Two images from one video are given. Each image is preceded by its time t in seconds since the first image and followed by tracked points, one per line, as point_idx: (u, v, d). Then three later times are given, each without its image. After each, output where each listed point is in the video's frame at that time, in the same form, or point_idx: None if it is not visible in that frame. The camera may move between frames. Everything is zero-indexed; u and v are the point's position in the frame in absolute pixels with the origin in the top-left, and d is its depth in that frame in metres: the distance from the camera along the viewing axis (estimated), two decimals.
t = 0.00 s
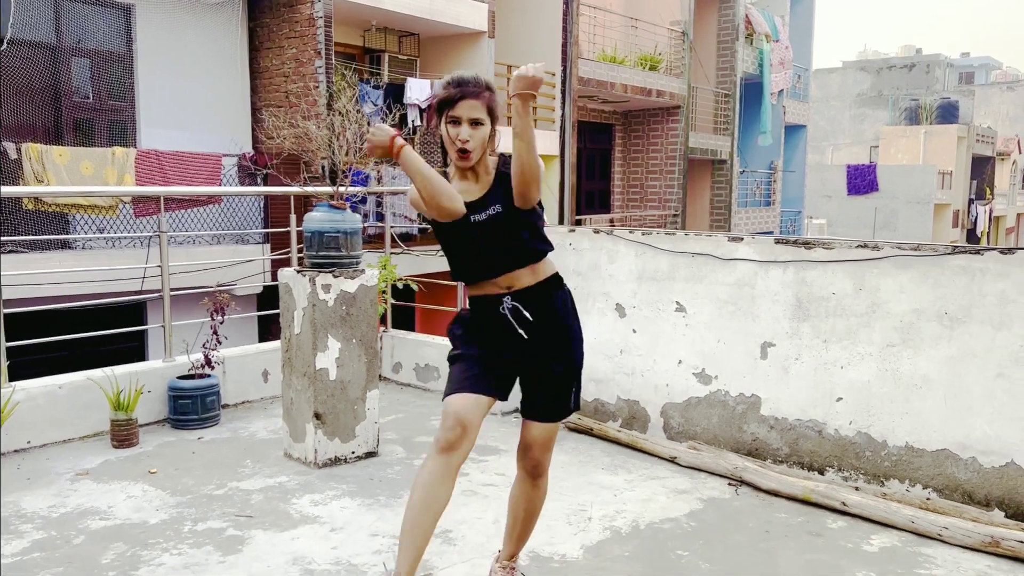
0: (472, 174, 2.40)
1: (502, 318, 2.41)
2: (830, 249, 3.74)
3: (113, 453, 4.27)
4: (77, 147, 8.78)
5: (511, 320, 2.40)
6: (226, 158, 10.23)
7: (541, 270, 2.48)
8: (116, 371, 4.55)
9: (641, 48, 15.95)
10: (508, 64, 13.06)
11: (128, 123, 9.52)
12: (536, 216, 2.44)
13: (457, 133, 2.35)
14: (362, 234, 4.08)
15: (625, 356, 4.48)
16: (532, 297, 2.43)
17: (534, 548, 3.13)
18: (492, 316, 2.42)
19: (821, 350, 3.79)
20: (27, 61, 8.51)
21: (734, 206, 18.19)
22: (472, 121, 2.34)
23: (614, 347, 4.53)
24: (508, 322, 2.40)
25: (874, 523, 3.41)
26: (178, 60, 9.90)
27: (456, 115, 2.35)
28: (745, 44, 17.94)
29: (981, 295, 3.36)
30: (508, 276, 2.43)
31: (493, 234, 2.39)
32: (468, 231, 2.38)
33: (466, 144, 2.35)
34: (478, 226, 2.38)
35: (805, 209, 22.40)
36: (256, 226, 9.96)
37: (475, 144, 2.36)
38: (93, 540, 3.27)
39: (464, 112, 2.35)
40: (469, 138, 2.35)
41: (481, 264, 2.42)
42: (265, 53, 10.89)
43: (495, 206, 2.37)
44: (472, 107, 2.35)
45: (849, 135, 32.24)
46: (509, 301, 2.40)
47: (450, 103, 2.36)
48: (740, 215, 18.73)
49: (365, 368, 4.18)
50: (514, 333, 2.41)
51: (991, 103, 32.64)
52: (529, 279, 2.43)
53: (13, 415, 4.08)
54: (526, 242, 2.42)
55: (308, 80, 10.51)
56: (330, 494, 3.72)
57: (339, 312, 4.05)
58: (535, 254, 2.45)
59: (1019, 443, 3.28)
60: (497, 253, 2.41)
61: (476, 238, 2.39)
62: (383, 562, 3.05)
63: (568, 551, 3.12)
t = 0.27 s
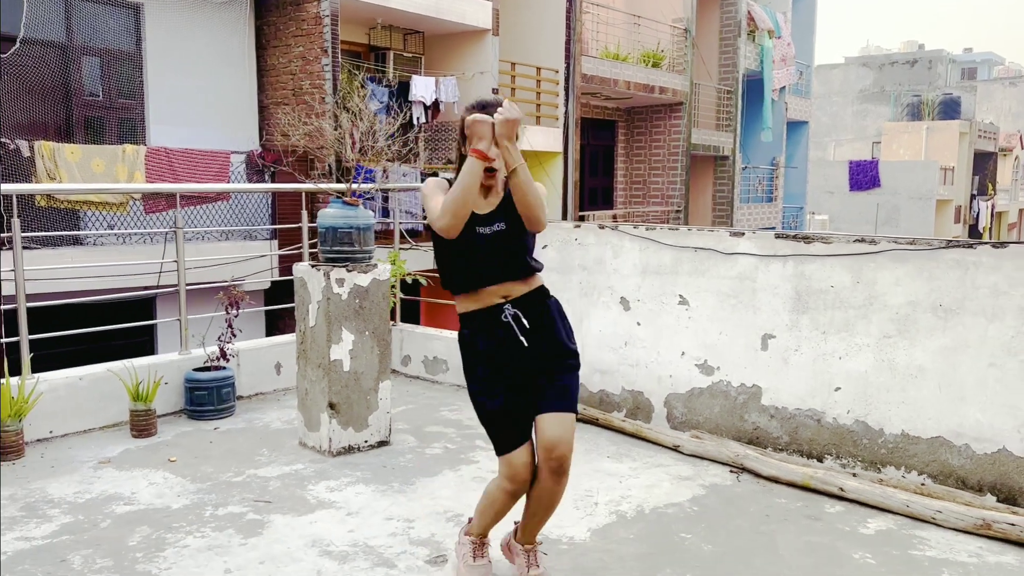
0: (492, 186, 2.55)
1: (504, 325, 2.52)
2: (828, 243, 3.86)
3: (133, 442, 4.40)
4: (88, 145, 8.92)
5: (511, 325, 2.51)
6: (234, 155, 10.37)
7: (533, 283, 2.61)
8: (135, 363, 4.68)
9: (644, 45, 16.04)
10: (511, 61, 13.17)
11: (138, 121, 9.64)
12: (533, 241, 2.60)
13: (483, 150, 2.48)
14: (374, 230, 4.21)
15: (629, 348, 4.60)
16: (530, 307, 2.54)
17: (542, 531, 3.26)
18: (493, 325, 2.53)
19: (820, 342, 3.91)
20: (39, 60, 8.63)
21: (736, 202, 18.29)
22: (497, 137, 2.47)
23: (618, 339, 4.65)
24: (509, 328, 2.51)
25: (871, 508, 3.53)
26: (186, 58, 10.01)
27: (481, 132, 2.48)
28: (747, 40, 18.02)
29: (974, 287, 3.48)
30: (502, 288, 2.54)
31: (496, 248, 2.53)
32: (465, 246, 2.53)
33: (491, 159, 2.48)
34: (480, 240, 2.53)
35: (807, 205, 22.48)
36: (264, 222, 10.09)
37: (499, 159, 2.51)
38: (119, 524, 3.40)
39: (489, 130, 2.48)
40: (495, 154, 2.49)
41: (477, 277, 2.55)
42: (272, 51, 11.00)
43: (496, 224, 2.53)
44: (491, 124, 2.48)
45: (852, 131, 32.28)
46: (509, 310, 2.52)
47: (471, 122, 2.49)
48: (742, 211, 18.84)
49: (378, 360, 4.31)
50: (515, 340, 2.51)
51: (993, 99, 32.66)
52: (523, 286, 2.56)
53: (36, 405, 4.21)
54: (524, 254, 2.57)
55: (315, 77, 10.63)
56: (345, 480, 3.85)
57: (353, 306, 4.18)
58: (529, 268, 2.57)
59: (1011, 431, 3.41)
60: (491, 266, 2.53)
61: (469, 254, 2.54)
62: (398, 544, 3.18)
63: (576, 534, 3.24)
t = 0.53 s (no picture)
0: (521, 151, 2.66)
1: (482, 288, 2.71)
2: (823, 237, 3.97)
3: (147, 432, 4.53)
4: (97, 142, 9.04)
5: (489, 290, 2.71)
6: (240, 153, 10.49)
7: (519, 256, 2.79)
8: (148, 355, 4.81)
9: (646, 42, 16.12)
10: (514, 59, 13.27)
11: (145, 119, 9.76)
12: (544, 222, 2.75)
13: (514, 113, 2.60)
14: (381, 225, 4.32)
15: (630, 340, 4.72)
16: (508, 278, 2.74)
17: (546, 516, 3.38)
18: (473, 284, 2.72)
19: (815, 333, 4.03)
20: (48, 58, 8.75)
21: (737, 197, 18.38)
22: (527, 99, 2.59)
23: (620, 332, 4.77)
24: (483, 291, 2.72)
25: (865, 493, 3.65)
26: (192, 56, 10.13)
27: (512, 96, 2.61)
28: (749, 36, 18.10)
29: (965, 279, 3.59)
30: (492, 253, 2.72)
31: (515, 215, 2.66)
32: (479, 198, 2.64)
33: (522, 121, 2.59)
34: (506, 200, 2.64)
35: (808, 201, 22.56)
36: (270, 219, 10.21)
37: (530, 122, 2.61)
38: (137, 509, 3.53)
39: (520, 92, 2.61)
40: (525, 116, 2.60)
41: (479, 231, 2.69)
42: (277, 49, 11.11)
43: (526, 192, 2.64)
44: (522, 88, 2.61)
45: (854, 127, 32.32)
46: (492, 276, 2.71)
47: (504, 86, 2.63)
48: (743, 206, 18.94)
49: (386, 352, 4.43)
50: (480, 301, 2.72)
51: (996, 94, 32.66)
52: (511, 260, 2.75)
53: (53, 395, 4.34)
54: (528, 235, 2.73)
55: (320, 75, 10.75)
56: (354, 468, 3.97)
57: (362, 299, 4.30)
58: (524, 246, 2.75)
59: (1000, 419, 3.52)
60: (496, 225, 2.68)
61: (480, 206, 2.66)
62: (407, 528, 3.30)
63: (578, 518, 3.37)
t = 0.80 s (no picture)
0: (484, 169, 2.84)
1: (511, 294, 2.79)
2: (817, 235, 4.06)
3: (158, 426, 4.64)
4: (104, 142, 9.15)
5: (518, 295, 2.78)
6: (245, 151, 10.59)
7: (547, 253, 2.84)
8: (159, 351, 4.92)
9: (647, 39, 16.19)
10: (516, 56, 13.35)
11: (151, 118, 9.87)
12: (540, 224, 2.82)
13: (471, 134, 2.77)
14: (385, 224, 4.43)
15: (629, 335, 4.82)
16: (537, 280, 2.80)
17: (547, 506, 3.48)
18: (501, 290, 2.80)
19: (809, 328, 4.12)
20: (55, 58, 8.86)
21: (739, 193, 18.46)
22: (483, 122, 2.76)
23: (619, 327, 4.87)
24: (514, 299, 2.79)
25: (857, 483, 3.75)
26: (197, 56, 10.22)
27: (470, 118, 2.78)
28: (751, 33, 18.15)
29: (955, 275, 3.68)
30: (515, 259, 2.80)
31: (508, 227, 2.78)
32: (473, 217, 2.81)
33: (477, 143, 2.77)
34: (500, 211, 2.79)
35: (810, 196, 22.61)
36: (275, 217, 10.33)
37: (487, 143, 2.79)
38: (150, 500, 3.64)
39: (477, 116, 2.77)
40: (481, 138, 2.77)
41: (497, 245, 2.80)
42: (281, 48, 11.21)
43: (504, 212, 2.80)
44: (480, 112, 2.77)
45: (856, 122, 32.34)
46: (518, 281, 2.78)
47: (464, 107, 2.78)
48: (745, 202, 19.02)
49: (390, 347, 4.54)
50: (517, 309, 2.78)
51: (999, 88, 32.58)
52: (537, 261, 2.81)
53: (66, 390, 4.46)
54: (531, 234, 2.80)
55: (323, 74, 10.84)
56: (360, 460, 4.08)
57: (367, 296, 4.40)
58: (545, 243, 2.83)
59: (988, 411, 3.62)
60: (512, 236, 2.79)
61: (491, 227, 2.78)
62: (412, 517, 3.41)
63: (578, 508, 3.47)
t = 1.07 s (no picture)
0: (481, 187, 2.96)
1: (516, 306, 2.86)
2: (809, 227, 4.16)
3: (167, 416, 4.76)
4: (111, 139, 9.28)
5: (523, 307, 2.85)
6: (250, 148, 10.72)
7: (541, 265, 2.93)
8: (168, 344, 5.05)
9: (648, 35, 16.26)
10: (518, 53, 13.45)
11: (157, 116, 10.00)
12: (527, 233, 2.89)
13: (474, 155, 2.87)
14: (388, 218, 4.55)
15: (626, 327, 4.93)
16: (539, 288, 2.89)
17: (545, 490, 3.60)
18: (505, 304, 2.87)
19: (802, 318, 4.23)
20: (63, 57, 8.99)
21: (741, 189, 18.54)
22: (486, 144, 2.86)
23: (617, 319, 4.98)
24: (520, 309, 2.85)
25: (847, 469, 3.86)
26: (202, 54, 10.34)
27: (473, 139, 2.86)
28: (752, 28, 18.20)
29: (941, 266, 3.78)
30: (514, 272, 2.88)
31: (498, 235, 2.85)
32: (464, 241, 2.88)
33: (480, 165, 2.88)
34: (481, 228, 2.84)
35: (812, 192, 22.67)
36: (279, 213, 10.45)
37: (488, 164, 2.89)
38: (162, 485, 3.76)
39: (480, 138, 2.86)
40: (484, 160, 2.88)
41: (495, 261, 2.87)
42: (285, 46, 11.31)
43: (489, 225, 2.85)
44: (483, 135, 2.86)
45: (859, 118, 32.37)
46: (521, 293, 2.86)
47: (466, 130, 2.87)
48: (746, 197, 19.11)
49: (393, 338, 4.66)
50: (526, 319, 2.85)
51: (1003, 83, 32.55)
52: (535, 271, 2.90)
53: (79, 381, 4.59)
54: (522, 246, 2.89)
55: (327, 71, 10.93)
56: (365, 448, 4.20)
57: (370, 288, 4.52)
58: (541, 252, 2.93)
59: (974, 398, 3.72)
60: (509, 251, 2.87)
61: (489, 246, 2.86)
62: (415, 501, 3.53)
63: (575, 492, 3.59)
